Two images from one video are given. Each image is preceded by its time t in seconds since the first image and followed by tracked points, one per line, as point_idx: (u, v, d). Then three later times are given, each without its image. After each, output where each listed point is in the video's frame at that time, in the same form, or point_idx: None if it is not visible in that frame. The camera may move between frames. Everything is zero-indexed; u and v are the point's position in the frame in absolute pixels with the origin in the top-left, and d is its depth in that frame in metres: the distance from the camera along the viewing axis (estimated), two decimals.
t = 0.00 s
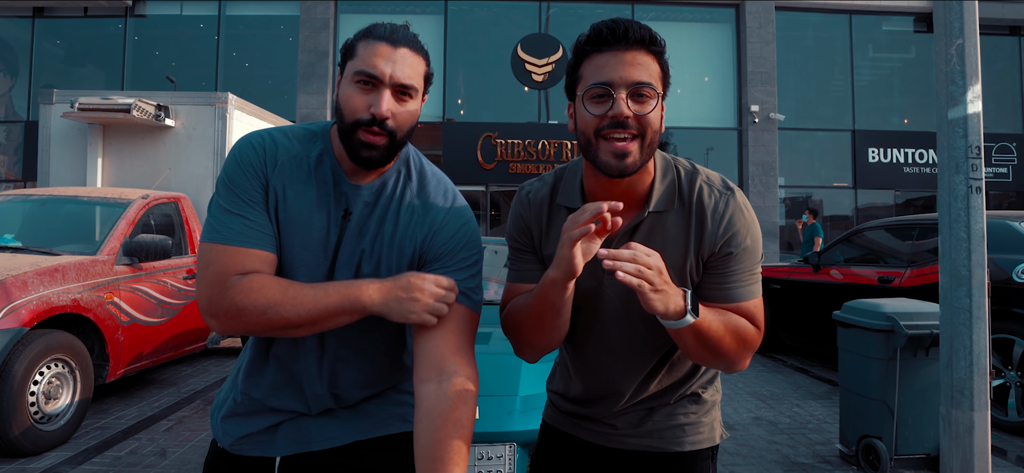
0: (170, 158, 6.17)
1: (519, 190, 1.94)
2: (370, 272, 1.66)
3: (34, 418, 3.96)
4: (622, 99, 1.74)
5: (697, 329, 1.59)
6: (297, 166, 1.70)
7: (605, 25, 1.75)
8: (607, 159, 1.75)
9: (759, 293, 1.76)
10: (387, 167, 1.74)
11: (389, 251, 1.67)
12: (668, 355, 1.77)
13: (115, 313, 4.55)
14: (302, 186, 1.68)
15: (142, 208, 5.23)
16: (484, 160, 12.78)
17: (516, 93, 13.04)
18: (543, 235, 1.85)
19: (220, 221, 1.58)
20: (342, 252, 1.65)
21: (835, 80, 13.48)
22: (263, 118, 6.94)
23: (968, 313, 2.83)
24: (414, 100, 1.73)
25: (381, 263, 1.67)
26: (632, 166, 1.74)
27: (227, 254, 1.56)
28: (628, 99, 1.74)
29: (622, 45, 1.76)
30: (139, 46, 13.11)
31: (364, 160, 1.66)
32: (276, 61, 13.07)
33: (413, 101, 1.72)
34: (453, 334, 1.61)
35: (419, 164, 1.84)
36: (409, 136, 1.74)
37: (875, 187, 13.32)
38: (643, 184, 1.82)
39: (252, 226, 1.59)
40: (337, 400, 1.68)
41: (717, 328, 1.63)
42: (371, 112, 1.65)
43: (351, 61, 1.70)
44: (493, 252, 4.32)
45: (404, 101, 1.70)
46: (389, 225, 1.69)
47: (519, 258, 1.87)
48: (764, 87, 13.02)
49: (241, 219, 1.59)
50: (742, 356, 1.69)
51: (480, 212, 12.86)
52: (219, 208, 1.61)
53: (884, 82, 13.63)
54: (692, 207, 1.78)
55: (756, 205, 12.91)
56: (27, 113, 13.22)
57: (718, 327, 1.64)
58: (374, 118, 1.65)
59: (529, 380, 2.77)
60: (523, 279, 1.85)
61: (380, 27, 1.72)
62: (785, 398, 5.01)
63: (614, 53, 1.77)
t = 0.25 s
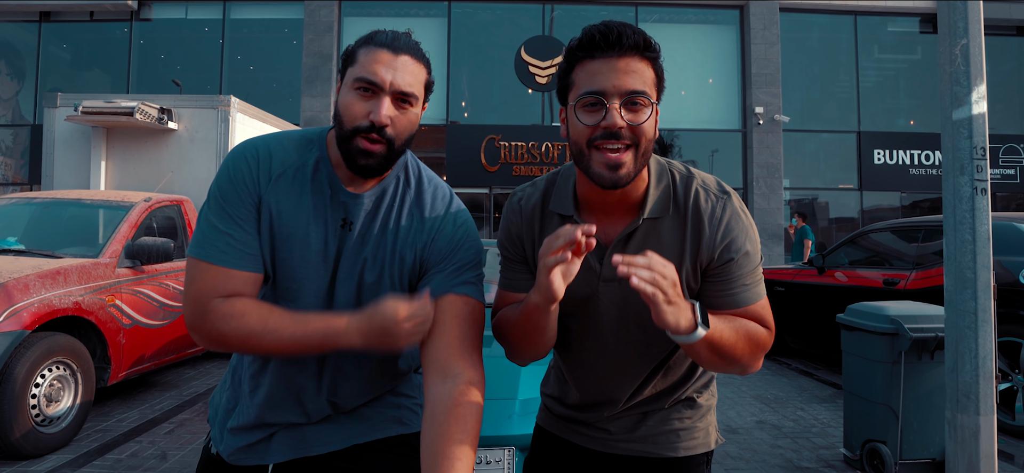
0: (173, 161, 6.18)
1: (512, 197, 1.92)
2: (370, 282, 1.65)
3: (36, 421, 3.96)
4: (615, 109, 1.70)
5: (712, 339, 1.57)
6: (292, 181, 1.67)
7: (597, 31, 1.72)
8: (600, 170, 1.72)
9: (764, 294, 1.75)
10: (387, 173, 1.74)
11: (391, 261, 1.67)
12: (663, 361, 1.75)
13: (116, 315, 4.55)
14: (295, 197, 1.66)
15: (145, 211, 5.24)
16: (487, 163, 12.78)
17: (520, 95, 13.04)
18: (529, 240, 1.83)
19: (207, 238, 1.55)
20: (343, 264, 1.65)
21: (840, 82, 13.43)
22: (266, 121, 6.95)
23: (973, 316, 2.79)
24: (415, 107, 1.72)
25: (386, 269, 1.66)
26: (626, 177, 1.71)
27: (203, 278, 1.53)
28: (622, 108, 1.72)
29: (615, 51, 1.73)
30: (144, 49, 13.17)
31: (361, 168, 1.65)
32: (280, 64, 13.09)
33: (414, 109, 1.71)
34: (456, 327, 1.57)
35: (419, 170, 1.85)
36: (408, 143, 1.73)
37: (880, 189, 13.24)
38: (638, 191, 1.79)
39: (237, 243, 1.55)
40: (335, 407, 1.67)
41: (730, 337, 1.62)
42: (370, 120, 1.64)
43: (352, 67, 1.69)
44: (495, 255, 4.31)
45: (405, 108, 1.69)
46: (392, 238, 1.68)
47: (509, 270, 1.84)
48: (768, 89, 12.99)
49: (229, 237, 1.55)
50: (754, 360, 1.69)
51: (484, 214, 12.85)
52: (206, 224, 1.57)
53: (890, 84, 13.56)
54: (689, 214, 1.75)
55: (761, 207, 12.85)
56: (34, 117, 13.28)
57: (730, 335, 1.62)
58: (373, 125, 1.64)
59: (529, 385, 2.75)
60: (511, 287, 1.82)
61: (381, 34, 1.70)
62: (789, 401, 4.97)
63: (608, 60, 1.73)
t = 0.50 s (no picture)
0: (177, 164, 6.20)
1: (502, 180, 1.96)
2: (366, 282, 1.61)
3: (38, 423, 3.97)
4: (612, 96, 1.70)
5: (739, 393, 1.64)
6: (280, 189, 1.62)
7: (595, 15, 1.72)
8: (595, 151, 1.71)
9: (779, 247, 1.84)
10: (380, 171, 1.70)
11: (388, 258, 1.63)
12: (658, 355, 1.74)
13: (119, 318, 4.56)
14: (281, 203, 1.60)
15: (148, 214, 5.25)
16: (493, 165, 12.77)
17: (526, 97, 13.04)
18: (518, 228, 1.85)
19: (195, 249, 1.54)
20: (338, 265, 1.60)
21: (847, 83, 13.36)
22: (270, 123, 6.96)
23: (979, 319, 2.67)
24: (401, 104, 1.70)
25: (385, 267, 1.63)
26: (619, 158, 1.69)
27: (186, 320, 1.53)
28: (618, 95, 1.71)
29: (613, 36, 1.72)
30: (152, 53, 13.24)
31: (347, 167, 1.60)
32: (287, 67, 13.12)
33: (399, 106, 1.69)
34: (438, 339, 1.67)
35: (412, 170, 1.81)
36: (396, 142, 1.70)
37: (889, 190, 13.14)
38: (631, 174, 1.76)
39: (222, 255, 1.54)
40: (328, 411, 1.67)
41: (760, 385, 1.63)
42: (354, 117, 1.62)
43: (336, 65, 1.67)
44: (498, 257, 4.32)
45: (390, 105, 1.67)
46: (390, 239, 1.64)
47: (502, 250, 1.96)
48: (774, 90, 12.93)
49: (214, 245, 1.54)
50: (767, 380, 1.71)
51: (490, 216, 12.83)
52: (193, 235, 1.56)
53: (898, 85, 13.48)
54: (686, 197, 1.74)
55: (768, 209, 12.78)
56: (43, 121, 13.37)
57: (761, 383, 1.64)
58: (358, 122, 1.62)
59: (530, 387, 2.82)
60: (501, 262, 2.00)
61: (365, 32, 1.69)
62: (794, 405, 4.93)
63: (605, 45, 1.73)
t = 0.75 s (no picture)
0: (182, 167, 6.22)
1: (510, 168, 1.98)
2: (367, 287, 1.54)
3: (42, 424, 3.98)
4: (619, 81, 1.72)
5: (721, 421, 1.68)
6: (283, 191, 1.56)
7: (602, 3, 1.72)
8: (602, 133, 1.73)
9: (767, 253, 1.84)
10: (383, 174, 1.62)
11: (392, 262, 1.55)
12: (655, 351, 1.73)
13: (123, 320, 4.58)
14: (282, 204, 1.55)
15: (153, 217, 5.27)
16: (499, 167, 12.75)
17: (532, 99, 13.03)
18: (523, 212, 1.85)
19: (187, 243, 1.46)
20: (341, 268, 1.54)
21: (856, 84, 13.28)
22: (276, 126, 6.98)
23: (987, 323, 2.58)
24: (400, 110, 1.61)
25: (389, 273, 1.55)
26: (626, 139, 1.72)
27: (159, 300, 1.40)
28: (624, 81, 1.72)
29: (619, 24, 1.73)
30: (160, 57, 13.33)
31: (345, 176, 1.54)
32: (294, 70, 13.17)
33: (400, 111, 1.60)
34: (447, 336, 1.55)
35: (414, 171, 1.72)
36: (396, 149, 1.62)
37: (898, 191, 13.02)
38: (636, 159, 1.78)
39: (217, 248, 1.46)
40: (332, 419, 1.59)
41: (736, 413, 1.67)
42: (353, 123, 1.54)
43: (334, 68, 1.59)
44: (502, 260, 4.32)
45: (389, 110, 1.58)
46: (395, 243, 1.57)
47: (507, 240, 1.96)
48: (782, 91, 12.86)
49: (207, 240, 1.46)
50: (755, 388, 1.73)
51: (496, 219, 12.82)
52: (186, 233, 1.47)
53: (907, 85, 13.38)
54: (689, 188, 1.76)
55: (776, 211, 12.71)
56: (53, 124, 13.48)
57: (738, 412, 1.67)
58: (356, 129, 1.54)
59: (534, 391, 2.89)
60: (504, 255, 2.00)
61: (362, 33, 1.60)
62: (800, 409, 4.88)
63: (612, 32, 1.74)
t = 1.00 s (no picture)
0: (189, 170, 6.24)
1: (513, 161, 1.97)
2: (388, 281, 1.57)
3: (47, 426, 4.00)
4: (631, 81, 1.69)
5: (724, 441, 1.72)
6: (299, 188, 1.58)
7: (616, 1, 1.70)
8: (611, 132, 1.71)
9: (766, 263, 1.82)
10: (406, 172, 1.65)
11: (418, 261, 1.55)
12: (652, 355, 1.72)
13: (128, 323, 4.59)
14: (300, 200, 1.56)
15: (159, 219, 5.29)
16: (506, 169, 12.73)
17: (539, 101, 13.01)
18: (521, 205, 1.83)
19: (181, 213, 1.40)
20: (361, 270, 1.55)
21: (866, 85, 13.17)
22: (281, 129, 6.99)
23: (997, 328, 2.48)
24: (428, 101, 1.59)
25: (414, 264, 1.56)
26: (634, 140, 1.70)
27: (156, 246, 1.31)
28: (636, 80, 1.70)
29: (633, 22, 1.71)
30: (170, 60, 13.41)
31: (375, 170, 1.55)
32: (302, 73, 13.21)
33: (426, 103, 1.58)
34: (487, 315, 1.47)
35: (437, 171, 1.75)
36: (424, 143, 1.62)
37: (908, 193, 12.89)
38: (643, 160, 1.77)
39: (217, 232, 1.41)
40: (336, 417, 1.56)
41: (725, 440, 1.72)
42: (379, 115, 1.52)
43: (358, 59, 1.57)
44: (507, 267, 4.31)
45: (417, 102, 1.56)
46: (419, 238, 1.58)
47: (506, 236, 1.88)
48: (791, 92, 12.78)
49: (208, 214, 1.42)
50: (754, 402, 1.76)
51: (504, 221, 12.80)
52: (185, 206, 1.43)
53: (917, 86, 13.26)
54: (693, 192, 1.75)
55: (784, 213, 12.62)
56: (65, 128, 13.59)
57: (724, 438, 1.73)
58: (382, 122, 1.52)
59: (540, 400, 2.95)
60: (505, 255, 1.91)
61: (388, 23, 1.58)
62: (808, 413, 4.83)
63: (625, 31, 1.71)
